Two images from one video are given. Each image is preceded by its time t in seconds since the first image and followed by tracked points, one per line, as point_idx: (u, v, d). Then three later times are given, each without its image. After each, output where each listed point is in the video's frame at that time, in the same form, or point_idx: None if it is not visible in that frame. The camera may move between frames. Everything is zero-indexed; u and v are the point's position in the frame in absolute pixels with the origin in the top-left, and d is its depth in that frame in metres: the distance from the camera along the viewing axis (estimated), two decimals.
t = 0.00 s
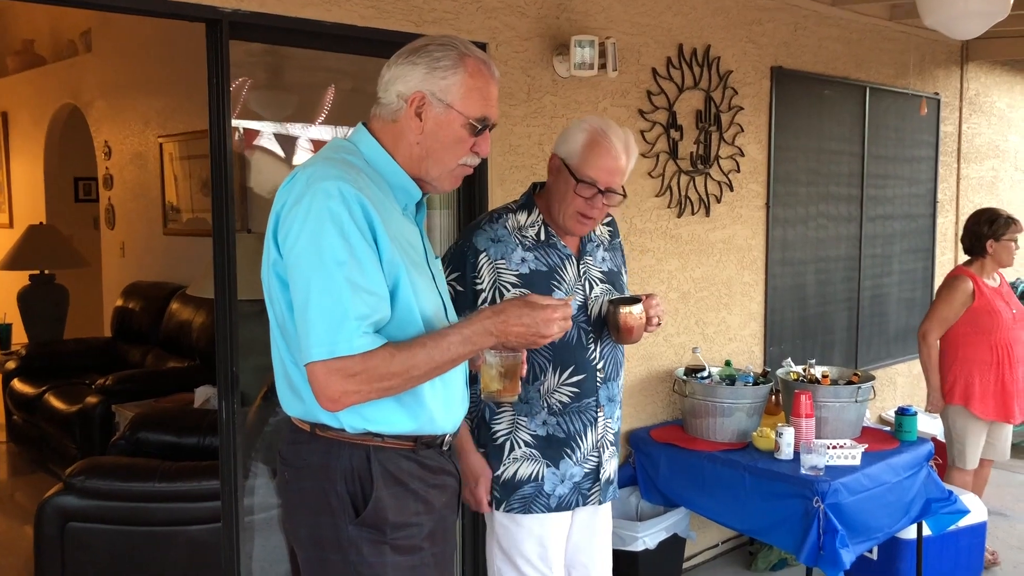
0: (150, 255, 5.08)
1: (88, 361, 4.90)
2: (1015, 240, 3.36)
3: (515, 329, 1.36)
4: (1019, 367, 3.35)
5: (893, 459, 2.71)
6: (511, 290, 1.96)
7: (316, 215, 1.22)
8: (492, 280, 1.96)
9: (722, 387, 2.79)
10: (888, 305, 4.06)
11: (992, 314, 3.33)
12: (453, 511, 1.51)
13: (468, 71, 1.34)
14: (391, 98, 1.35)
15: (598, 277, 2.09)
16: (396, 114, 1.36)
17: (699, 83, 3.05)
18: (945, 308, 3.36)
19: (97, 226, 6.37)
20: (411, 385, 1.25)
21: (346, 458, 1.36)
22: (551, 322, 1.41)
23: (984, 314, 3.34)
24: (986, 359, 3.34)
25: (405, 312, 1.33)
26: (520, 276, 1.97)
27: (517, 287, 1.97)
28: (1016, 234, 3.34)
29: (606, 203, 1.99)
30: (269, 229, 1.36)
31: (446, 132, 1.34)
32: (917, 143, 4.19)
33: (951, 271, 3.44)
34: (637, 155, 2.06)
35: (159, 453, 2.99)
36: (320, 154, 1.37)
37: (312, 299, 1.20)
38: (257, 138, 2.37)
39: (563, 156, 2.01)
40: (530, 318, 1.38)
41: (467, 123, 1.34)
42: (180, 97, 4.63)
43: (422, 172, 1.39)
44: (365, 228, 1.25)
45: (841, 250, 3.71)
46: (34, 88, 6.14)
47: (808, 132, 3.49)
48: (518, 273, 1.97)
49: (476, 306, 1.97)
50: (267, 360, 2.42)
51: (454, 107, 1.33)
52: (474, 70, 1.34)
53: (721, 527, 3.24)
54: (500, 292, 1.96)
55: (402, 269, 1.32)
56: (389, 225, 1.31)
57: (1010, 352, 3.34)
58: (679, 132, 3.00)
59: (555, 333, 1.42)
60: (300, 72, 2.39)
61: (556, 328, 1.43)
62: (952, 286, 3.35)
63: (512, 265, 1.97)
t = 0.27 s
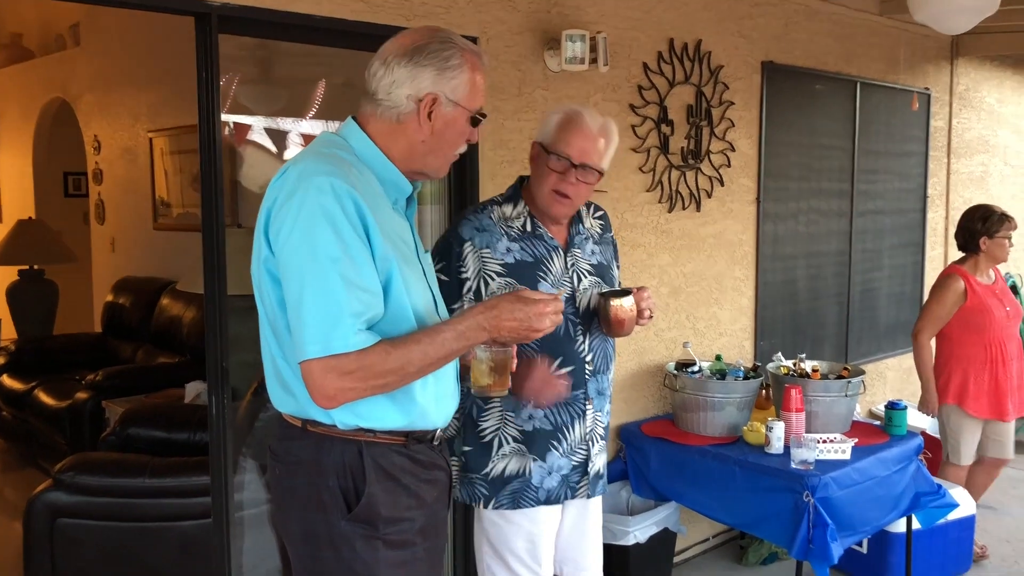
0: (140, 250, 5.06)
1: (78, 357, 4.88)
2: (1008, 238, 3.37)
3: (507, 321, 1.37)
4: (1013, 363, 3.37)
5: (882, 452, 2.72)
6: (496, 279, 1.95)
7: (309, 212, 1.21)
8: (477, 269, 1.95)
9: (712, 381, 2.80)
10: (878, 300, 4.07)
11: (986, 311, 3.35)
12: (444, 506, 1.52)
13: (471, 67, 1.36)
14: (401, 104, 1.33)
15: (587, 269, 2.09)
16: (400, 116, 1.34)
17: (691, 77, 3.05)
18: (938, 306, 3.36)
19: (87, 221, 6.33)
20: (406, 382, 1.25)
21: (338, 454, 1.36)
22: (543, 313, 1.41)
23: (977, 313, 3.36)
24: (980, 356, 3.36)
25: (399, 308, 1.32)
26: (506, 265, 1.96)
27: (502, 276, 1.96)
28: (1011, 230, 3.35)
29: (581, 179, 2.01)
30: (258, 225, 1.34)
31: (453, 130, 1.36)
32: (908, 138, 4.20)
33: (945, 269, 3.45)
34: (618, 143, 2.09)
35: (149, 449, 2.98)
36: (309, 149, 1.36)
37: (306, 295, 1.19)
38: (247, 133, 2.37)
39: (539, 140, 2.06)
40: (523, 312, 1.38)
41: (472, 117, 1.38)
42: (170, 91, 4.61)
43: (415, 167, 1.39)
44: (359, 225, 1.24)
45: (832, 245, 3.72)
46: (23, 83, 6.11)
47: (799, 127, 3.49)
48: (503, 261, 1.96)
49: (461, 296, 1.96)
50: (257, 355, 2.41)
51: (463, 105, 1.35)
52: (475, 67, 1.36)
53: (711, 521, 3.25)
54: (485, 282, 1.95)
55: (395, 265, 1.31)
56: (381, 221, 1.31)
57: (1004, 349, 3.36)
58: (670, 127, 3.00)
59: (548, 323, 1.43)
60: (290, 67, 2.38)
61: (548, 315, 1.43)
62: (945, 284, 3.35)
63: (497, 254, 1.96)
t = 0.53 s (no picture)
0: (131, 247, 5.04)
1: (68, 354, 4.85)
2: None
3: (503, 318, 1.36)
4: None
5: (873, 448, 2.73)
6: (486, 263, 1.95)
7: (305, 208, 1.21)
8: (469, 253, 1.95)
9: (704, 377, 2.80)
10: (869, 296, 4.08)
11: (1002, 314, 3.34)
12: (437, 503, 1.52)
13: (462, 62, 1.36)
14: (396, 100, 1.33)
15: (579, 261, 2.09)
16: (395, 112, 1.34)
17: (683, 75, 3.05)
18: (954, 309, 3.35)
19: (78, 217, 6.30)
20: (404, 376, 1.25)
21: (333, 452, 1.35)
22: (537, 307, 1.41)
23: (993, 315, 3.34)
24: (993, 358, 3.36)
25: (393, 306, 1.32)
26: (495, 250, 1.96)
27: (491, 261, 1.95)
28: None
29: (557, 157, 1.99)
30: (252, 222, 1.34)
31: (448, 126, 1.37)
32: (899, 135, 4.21)
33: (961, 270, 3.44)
34: (603, 128, 2.05)
35: (140, 447, 2.97)
36: (302, 145, 1.36)
37: (301, 291, 1.19)
38: (239, 129, 2.36)
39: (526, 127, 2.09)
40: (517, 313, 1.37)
41: (465, 108, 1.38)
42: (161, 87, 4.59)
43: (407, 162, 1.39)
44: (354, 221, 1.24)
45: (823, 242, 3.73)
46: (13, 78, 6.07)
47: (790, 124, 3.50)
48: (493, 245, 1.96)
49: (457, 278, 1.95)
50: (249, 352, 2.41)
51: (456, 99, 1.35)
52: (466, 61, 1.37)
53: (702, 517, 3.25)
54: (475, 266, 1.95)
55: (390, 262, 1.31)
56: (376, 217, 1.31)
57: (1018, 352, 3.36)
58: (662, 124, 3.00)
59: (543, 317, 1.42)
60: (281, 63, 2.38)
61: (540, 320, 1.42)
62: (962, 286, 3.33)
63: (487, 239, 1.97)
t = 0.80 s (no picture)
0: (126, 246, 5.03)
1: (63, 353, 4.84)
2: None
3: (498, 345, 1.37)
4: None
5: (869, 447, 2.73)
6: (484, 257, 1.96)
7: (302, 205, 1.21)
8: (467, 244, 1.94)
9: (700, 375, 2.80)
10: (865, 295, 4.09)
11: None
12: (434, 502, 1.52)
13: (457, 58, 1.36)
14: (393, 96, 1.32)
15: (577, 258, 2.09)
16: (392, 109, 1.34)
17: (678, 73, 3.05)
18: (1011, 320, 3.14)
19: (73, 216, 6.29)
20: (393, 388, 1.25)
21: (330, 451, 1.35)
22: (530, 339, 1.42)
23: None
24: None
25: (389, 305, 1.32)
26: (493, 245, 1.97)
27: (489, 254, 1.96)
28: None
29: (558, 156, 1.99)
30: (249, 219, 1.33)
31: (443, 121, 1.37)
32: (894, 133, 4.22)
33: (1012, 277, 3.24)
34: (603, 128, 2.05)
35: (135, 446, 2.96)
36: (300, 143, 1.35)
37: (297, 288, 1.18)
38: (234, 127, 2.36)
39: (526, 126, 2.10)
40: (509, 343, 1.38)
41: (462, 104, 1.39)
42: (155, 85, 4.57)
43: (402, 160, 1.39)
44: (351, 219, 1.24)
45: (818, 241, 3.74)
46: (8, 78, 6.05)
47: (786, 123, 3.50)
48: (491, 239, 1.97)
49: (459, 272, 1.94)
50: (244, 351, 2.40)
51: (453, 95, 1.35)
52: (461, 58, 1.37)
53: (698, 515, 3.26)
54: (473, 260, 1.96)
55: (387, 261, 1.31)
56: (374, 216, 1.30)
57: None
58: (658, 123, 3.00)
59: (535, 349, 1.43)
60: (277, 61, 2.37)
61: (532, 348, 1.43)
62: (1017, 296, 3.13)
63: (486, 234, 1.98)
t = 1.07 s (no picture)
0: (124, 246, 5.02)
1: (61, 353, 4.83)
2: None
3: (490, 363, 1.38)
4: None
5: (868, 446, 2.74)
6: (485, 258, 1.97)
7: (303, 205, 1.21)
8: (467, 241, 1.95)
9: (698, 374, 2.80)
10: (863, 294, 4.09)
11: None
12: (434, 503, 1.51)
13: (456, 56, 1.36)
14: (393, 94, 1.32)
15: (579, 257, 2.09)
16: (393, 108, 1.34)
17: (676, 73, 3.05)
18: None
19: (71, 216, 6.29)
20: (388, 396, 1.27)
21: (330, 452, 1.35)
22: (518, 360, 1.45)
23: None
24: None
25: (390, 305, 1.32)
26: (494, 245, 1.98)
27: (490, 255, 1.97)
28: None
29: (564, 165, 1.99)
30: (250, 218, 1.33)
31: (444, 120, 1.37)
32: (892, 133, 4.23)
33: None
34: (602, 129, 2.06)
35: (134, 446, 2.96)
36: (302, 142, 1.35)
37: (296, 288, 1.18)
38: (232, 126, 2.35)
39: (524, 130, 2.07)
40: (499, 363, 1.40)
41: (462, 100, 1.39)
42: (153, 85, 4.57)
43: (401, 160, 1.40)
44: (353, 219, 1.24)
45: (817, 240, 3.74)
46: (6, 78, 6.04)
47: (784, 122, 3.50)
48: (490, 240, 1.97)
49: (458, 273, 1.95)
50: (243, 351, 2.40)
51: (453, 94, 1.35)
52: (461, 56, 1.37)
53: (697, 515, 3.26)
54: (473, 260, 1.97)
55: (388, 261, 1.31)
56: (376, 216, 1.30)
57: None
58: (656, 123, 3.00)
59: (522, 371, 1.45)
60: (275, 61, 2.37)
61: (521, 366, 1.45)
62: None
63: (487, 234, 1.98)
